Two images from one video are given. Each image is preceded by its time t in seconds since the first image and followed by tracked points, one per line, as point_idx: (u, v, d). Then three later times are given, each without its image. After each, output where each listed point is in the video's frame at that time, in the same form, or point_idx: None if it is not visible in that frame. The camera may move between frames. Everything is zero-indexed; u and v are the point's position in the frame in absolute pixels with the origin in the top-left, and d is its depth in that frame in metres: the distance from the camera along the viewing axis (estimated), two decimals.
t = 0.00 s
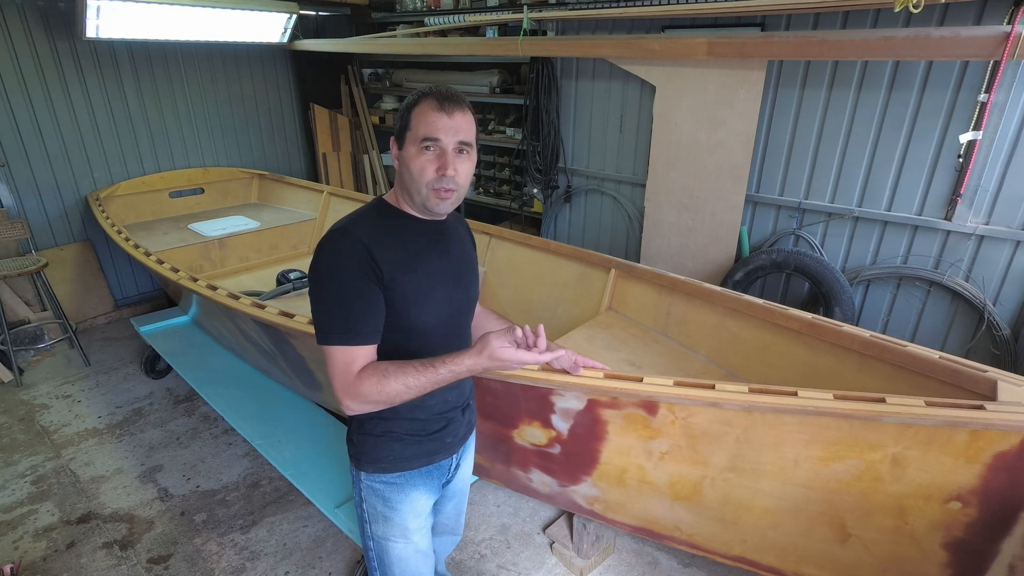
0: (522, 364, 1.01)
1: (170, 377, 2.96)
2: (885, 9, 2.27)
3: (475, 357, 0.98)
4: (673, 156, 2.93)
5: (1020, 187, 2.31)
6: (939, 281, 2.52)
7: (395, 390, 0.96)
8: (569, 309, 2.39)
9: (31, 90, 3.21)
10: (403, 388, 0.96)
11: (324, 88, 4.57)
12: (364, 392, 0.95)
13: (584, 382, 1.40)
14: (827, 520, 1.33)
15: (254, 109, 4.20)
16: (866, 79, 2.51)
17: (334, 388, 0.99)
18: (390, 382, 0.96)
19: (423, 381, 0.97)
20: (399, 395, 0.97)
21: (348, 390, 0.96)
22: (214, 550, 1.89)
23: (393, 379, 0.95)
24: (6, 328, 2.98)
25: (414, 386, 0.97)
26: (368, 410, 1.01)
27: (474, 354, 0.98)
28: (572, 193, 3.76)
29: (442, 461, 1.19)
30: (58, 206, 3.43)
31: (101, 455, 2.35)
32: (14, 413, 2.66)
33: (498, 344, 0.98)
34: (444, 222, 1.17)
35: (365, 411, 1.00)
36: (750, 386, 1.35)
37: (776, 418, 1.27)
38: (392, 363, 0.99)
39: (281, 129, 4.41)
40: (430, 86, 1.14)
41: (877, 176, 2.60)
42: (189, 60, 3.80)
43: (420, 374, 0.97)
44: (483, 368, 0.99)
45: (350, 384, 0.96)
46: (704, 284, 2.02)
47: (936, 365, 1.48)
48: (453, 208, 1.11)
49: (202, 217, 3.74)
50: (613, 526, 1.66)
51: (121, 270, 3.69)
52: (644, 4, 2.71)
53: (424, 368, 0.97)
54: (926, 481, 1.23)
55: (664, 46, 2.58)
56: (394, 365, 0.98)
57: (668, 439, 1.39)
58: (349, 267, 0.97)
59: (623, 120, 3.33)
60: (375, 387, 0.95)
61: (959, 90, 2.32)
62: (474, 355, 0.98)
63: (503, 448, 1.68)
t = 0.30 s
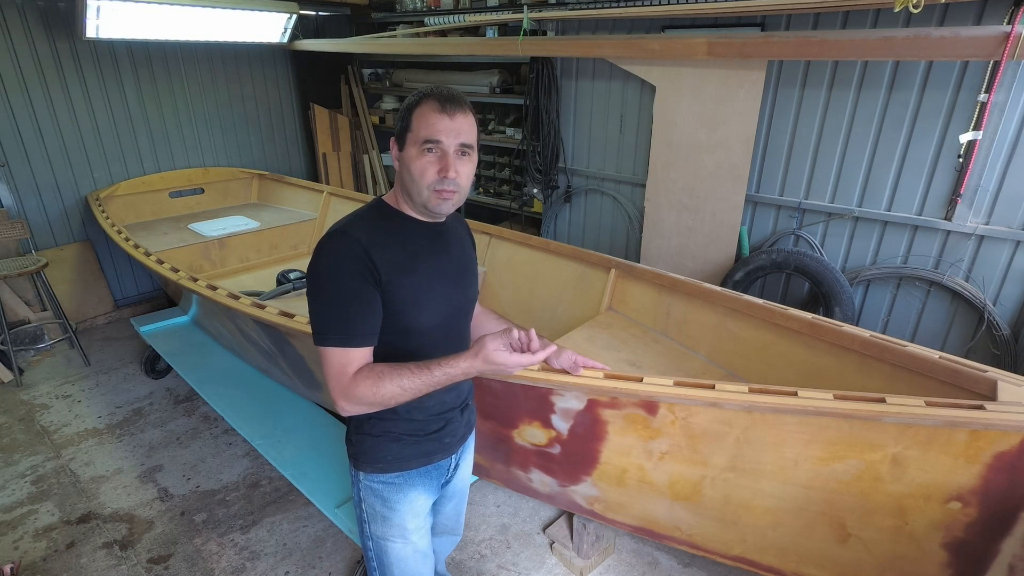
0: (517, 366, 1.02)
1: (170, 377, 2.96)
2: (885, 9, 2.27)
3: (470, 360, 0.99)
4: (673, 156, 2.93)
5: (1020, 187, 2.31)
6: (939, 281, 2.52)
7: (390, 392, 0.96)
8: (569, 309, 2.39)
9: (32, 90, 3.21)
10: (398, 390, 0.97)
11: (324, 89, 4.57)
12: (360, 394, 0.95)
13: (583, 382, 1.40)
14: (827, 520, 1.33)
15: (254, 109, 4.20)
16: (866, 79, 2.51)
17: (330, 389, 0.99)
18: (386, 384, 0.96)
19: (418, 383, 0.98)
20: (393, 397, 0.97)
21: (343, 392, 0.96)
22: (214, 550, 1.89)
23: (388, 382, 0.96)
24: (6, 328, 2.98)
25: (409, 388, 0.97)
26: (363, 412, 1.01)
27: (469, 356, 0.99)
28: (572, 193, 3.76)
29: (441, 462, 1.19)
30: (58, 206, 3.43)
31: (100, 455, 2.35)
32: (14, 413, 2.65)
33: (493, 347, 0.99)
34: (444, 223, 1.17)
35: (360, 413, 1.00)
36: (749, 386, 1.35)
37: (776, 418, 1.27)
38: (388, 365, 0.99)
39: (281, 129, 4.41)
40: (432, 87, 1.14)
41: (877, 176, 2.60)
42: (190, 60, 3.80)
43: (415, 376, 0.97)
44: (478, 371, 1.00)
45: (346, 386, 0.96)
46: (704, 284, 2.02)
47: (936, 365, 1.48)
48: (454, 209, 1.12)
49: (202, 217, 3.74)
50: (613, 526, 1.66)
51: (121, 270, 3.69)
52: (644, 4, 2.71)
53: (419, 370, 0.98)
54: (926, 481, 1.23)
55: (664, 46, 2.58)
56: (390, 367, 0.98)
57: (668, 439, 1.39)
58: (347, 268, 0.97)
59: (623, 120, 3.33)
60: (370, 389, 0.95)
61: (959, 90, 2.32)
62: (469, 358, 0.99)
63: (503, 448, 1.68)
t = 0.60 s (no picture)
0: (512, 364, 1.01)
1: (170, 377, 2.96)
2: (885, 9, 2.27)
3: (464, 359, 0.99)
4: (673, 156, 2.93)
5: (1020, 187, 2.31)
6: (939, 281, 2.52)
7: (385, 392, 0.96)
8: (569, 309, 2.39)
9: (32, 90, 3.21)
10: (394, 390, 0.97)
11: (324, 88, 4.57)
12: (355, 394, 0.95)
13: (583, 383, 1.40)
14: (827, 520, 1.33)
15: (254, 109, 4.19)
16: (866, 79, 2.51)
17: (325, 389, 0.99)
18: (381, 384, 0.96)
19: (413, 383, 0.98)
20: (388, 397, 0.97)
21: (338, 392, 0.96)
22: (214, 550, 1.89)
23: (383, 381, 0.96)
24: (6, 328, 2.98)
25: (404, 388, 0.97)
26: (358, 413, 1.01)
27: (463, 356, 0.99)
28: (572, 193, 3.76)
29: (441, 462, 1.19)
30: (58, 206, 3.43)
31: (100, 455, 2.35)
32: (14, 413, 2.65)
33: (487, 345, 0.98)
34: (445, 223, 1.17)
35: (355, 413, 1.00)
36: (750, 386, 1.35)
37: (776, 418, 1.27)
38: (382, 365, 0.99)
39: (281, 129, 4.41)
40: (436, 89, 1.14)
41: (877, 176, 2.60)
42: (190, 60, 3.80)
43: (411, 375, 0.98)
44: (473, 370, 0.99)
45: (340, 387, 0.96)
46: (704, 284, 2.02)
47: (936, 365, 1.48)
48: (458, 212, 1.12)
49: (202, 217, 3.74)
50: (613, 526, 1.66)
51: (121, 270, 3.69)
52: (644, 4, 2.71)
53: (414, 370, 0.98)
54: (926, 481, 1.23)
55: (664, 46, 2.58)
56: (385, 367, 0.98)
57: (668, 439, 1.39)
58: (346, 270, 0.97)
59: (623, 120, 3.33)
60: (366, 389, 0.95)
61: (959, 90, 2.32)
62: (463, 357, 0.99)
63: (503, 448, 1.68)
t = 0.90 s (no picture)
0: (492, 367, 0.92)
1: (170, 377, 2.96)
2: (885, 9, 2.27)
3: (443, 363, 0.92)
4: (673, 156, 2.93)
5: (1020, 187, 2.30)
6: (939, 281, 2.52)
7: (368, 392, 0.94)
8: (570, 309, 2.39)
9: (32, 90, 3.21)
10: (376, 390, 0.95)
11: (324, 88, 4.57)
12: (340, 392, 0.95)
13: (583, 383, 1.40)
14: (827, 520, 1.33)
15: (254, 108, 4.19)
16: (866, 79, 2.51)
17: (318, 387, 1.00)
18: (365, 383, 0.94)
19: (396, 384, 0.94)
20: (372, 397, 0.95)
21: (328, 390, 0.97)
22: (214, 550, 1.89)
23: (368, 381, 0.94)
24: (6, 328, 2.98)
25: (388, 390, 0.95)
26: (352, 411, 1.01)
27: (442, 359, 0.92)
28: (572, 193, 3.76)
29: (444, 461, 1.19)
30: (58, 206, 3.43)
31: (100, 455, 2.35)
32: (14, 413, 2.65)
33: (460, 350, 0.90)
34: (444, 223, 1.17)
35: (348, 412, 1.00)
36: (750, 387, 1.35)
37: (776, 418, 1.27)
38: (371, 364, 0.98)
39: (281, 129, 4.41)
40: (430, 86, 1.14)
41: (877, 177, 2.60)
42: (190, 60, 3.80)
43: (393, 377, 0.94)
44: (453, 373, 0.93)
45: (329, 384, 0.96)
46: (704, 284, 2.02)
47: (936, 365, 1.48)
48: (459, 207, 1.11)
49: (202, 217, 3.74)
50: (613, 526, 1.66)
51: (121, 270, 3.69)
52: (644, 4, 2.71)
53: (397, 371, 0.94)
54: (926, 481, 1.23)
55: (664, 46, 2.58)
56: (372, 367, 0.96)
57: (668, 439, 1.39)
58: (345, 270, 0.97)
59: (623, 120, 3.33)
60: (350, 389, 0.95)
61: (959, 90, 2.32)
62: (442, 360, 0.92)
63: (503, 448, 1.68)
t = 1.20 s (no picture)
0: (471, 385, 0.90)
1: (170, 377, 2.96)
2: (885, 9, 2.27)
3: (426, 373, 0.91)
4: (673, 156, 2.93)
5: (1020, 187, 2.30)
6: (939, 281, 2.52)
7: (354, 392, 0.95)
8: (570, 309, 2.39)
9: (32, 90, 3.21)
10: (361, 392, 0.95)
11: (324, 88, 4.57)
12: (327, 389, 0.96)
13: (584, 383, 1.39)
14: (827, 520, 1.33)
15: (254, 108, 4.19)
16: (866, 79, 2.51)
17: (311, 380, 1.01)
18: (351, 383, 0.95)
19: (380, 388, 0.94)
20: (357, 398, 0.95)
21: (317, 385, 0.98)
22: (214, 550, 1.89)
23: (355, 382, 0.94)
24: (6, 328, 2.98)
25: (373, 392, 0.95)
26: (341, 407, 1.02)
27: (425, 369, 0.91)
28: (572, 193, 3.76)
29: (442, 461, 1.19)
30: (58, 206, 3.43)
31: (100, 455, 2.35)
32: (14, 413, 2.65)
33: (440, 365, 0.88)
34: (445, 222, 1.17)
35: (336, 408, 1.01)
36: (750, 386, 1.35)
37: (776, 418, 1.28)
38: (361, 364, 0.98)
39: (281, 129, 4.41)
40: (432, 84, 1.15)
41: (877, 177, 2.60)
42: (189, 60, 3.80)
43: (380, 381, 0.94)
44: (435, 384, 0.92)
45: (319, 379, 0.97)
46: (704, 284, 2.02)
47: (936, 365, 1.48)
48: (460, 204, 1.11)
49: (202, 217, 3.74)
50: (613, 526, 1.66)
51: (121, 270, 3.69)
52: (644, 4, 2.71)
53: (383, 376, 0.94)
54: (926, 481, 1.23)
55: (664, 46, 2.58)
56: (361, 367, 0.96)
57: (668, 439, 1.39)
58: (345, 271, 0.97)
59: (623, 120, 3.33)
60: (338, 387, 0.95)
61: (959, 90, 2.32)
62: (426, 370, 0.91)
63: (502, 448, 1.68)
